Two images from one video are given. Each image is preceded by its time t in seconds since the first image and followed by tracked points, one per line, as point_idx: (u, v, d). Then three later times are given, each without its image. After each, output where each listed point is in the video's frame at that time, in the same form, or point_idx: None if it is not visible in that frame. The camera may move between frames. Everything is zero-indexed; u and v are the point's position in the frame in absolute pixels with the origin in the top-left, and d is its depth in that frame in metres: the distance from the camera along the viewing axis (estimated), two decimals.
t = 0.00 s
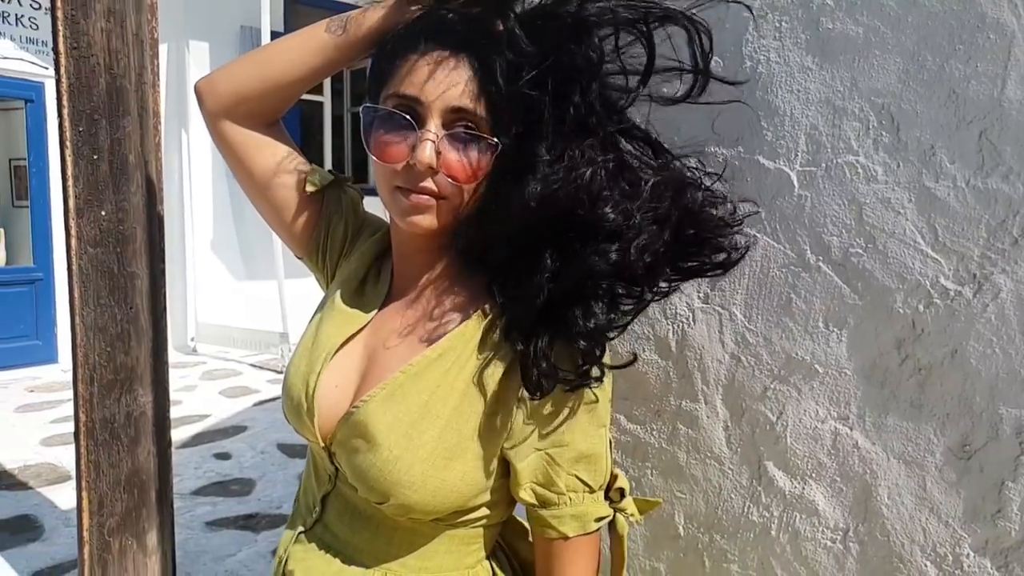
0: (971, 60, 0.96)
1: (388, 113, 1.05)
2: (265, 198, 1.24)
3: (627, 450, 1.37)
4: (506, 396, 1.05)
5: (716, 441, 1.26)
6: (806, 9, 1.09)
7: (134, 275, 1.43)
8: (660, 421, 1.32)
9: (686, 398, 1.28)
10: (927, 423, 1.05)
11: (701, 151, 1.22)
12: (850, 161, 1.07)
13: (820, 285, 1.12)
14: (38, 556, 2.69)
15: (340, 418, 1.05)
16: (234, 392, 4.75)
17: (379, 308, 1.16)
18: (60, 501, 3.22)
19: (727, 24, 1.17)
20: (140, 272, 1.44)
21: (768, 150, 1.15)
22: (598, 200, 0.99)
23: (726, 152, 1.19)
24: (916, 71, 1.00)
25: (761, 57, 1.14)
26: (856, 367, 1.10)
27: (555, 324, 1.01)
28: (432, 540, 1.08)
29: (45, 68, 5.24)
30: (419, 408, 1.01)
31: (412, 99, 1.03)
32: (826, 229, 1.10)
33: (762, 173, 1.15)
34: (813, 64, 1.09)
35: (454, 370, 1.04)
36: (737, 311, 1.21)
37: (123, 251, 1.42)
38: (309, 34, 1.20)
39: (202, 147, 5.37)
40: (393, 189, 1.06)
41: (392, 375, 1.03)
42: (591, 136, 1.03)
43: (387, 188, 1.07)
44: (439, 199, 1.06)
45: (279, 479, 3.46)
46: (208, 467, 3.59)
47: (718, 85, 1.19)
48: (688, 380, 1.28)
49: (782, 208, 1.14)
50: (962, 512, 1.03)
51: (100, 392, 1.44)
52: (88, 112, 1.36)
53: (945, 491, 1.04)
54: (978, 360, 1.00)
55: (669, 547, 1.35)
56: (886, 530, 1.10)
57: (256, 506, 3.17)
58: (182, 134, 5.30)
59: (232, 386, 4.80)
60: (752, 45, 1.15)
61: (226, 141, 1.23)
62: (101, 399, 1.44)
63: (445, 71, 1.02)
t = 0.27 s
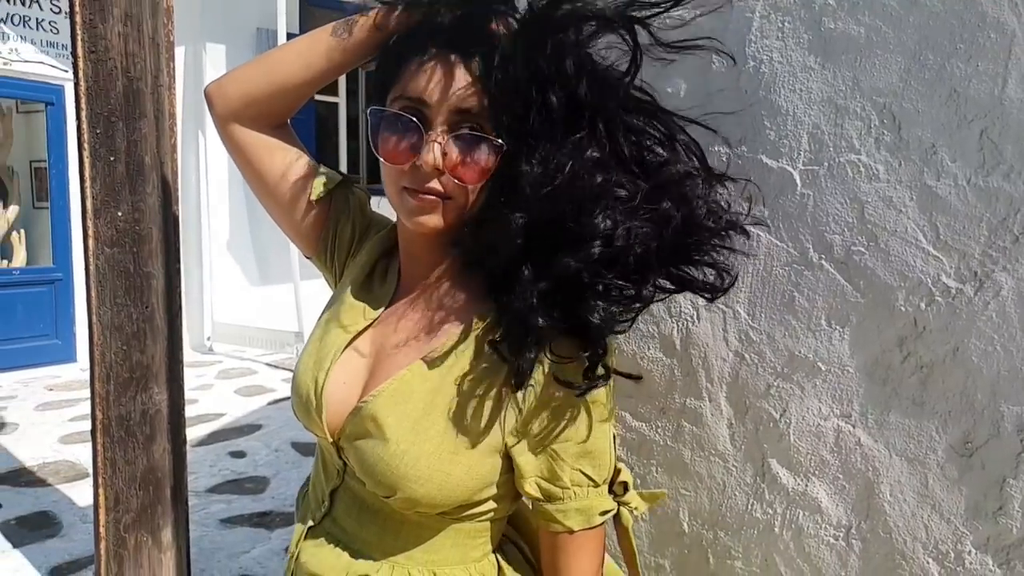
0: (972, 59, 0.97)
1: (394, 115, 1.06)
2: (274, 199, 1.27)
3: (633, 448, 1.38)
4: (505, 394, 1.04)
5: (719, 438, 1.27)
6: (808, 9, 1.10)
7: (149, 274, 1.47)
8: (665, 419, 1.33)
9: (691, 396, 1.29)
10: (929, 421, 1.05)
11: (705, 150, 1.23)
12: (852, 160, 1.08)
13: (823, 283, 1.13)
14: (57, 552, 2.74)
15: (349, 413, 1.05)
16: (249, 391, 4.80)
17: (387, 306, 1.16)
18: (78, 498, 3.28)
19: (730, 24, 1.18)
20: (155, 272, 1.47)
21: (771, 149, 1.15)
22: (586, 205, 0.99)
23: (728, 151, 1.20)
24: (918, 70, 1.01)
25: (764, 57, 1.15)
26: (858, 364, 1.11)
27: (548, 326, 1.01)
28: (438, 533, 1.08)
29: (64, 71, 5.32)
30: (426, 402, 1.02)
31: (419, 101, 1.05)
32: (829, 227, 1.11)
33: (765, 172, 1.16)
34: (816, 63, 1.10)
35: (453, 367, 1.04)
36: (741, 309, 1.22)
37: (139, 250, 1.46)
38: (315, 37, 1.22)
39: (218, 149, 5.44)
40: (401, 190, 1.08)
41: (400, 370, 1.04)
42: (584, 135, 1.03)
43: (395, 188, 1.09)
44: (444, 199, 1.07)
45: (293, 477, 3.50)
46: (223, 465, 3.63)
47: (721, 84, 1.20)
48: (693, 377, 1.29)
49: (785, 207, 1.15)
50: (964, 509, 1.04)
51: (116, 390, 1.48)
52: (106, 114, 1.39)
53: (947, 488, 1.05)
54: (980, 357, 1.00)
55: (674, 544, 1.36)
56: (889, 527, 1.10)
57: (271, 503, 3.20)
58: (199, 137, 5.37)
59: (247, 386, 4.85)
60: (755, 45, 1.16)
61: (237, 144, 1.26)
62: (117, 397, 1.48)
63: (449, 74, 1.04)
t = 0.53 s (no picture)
0: (966, 59, 0.98)
1: (395, 115, 1.07)
2: (276, 199, 1.29)
3: (633, 445, 1.39)
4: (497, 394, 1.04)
5: (718, 435, 1.28)
6: (805, 10, 1.11)
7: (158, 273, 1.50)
8: (664, 416, 1.35)
9: (690, 393, 1.30)
10: (923, 418, 1.06)
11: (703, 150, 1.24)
12: (848, 159, 1.09)
13: (820, 282, 1.14)
14: (68, 547, 2.78)
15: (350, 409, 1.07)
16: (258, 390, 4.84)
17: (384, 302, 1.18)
18: (89, 495, 3.32)
19: (728, 26, 1.19)
20: (164, 271, 1.50)
21: (768, 149, 1.17)
22: (564, 228, 1.01)
23: (727, 151, 1.21)
24: (912, 70, 1.02)
25: (761, 58, 1.16)
26: (854, 361, 1.12)
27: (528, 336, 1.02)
28: (438, 527, 1.09)
29: (77, 73, 5.37)
30: (425, 396, 1.03)
31: (419, 102, 1.06)
32: (825, 226, 1.12)
33: (763, 171, 1.18)
34: (812, 64, 1.11)
35: (451, 364, 1.05)
36: (739, 307, 1.23)
37: (148, 250, 1.49)
38: (317, 41, 1.24)
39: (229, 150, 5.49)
40: (401, 189, 1.09)
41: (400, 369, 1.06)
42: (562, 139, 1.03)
43: (396, 188, 1.10)
44: (445, 198, 1.08)
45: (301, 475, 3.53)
46: (233, 462, 3.67)
47: (719, 86, 1.21)
48: (691, 375, 1.30)
49: (782, 206, 1.16)
50: (959, 505, 1.05)
51: (127, 387, 1.51)
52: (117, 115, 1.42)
53: (942, 484, 1.06)
54: (974, 354, 1.01)
55: (673, 540, 1.37)
56: (884, 523, 1.11)
57: (279, 501, 3.23)
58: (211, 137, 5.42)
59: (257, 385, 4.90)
60: (753, 46, 1.17)
61: (241, 146, 1.28)
62: (127, 395, 1.51)
63: (448, 75, 1.06)
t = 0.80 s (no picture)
0: (955, 60, 0.99)
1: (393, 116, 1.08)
2: (276, 199, 1.31)
3: (631, 441, 1.41)
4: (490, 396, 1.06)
5: (714, 432, 1.29)
6: (798, 12, 1.13)
7: (165, 273, 1.51)
8: (661, 412, 1.36)
9: (686, 390, 1.32)
10: (915, 414, 1.08)
11: (699, 150, 1.25)
12: (841, 159, 1.10)
13: (813, 280, 1.15)
14: (77, 545, 2.81)
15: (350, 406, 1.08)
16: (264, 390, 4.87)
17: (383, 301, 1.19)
18: (97, 493, 3.35)
19: (723, 27, 1.21)
20: (172, 271, 1.52)
21: (762, 149, 1.18)
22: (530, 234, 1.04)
23: (722, 151, 1.23)
24: (903, 71, 1.03)
25: (755, 59, 1.18)
26: (847, 359, 1.13)
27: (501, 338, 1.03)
28: (438, 520, 1.11)
29: (86, 75, 5.43)
30: (423, 393, 1.05)
31: (417, 104, 1.07)
32: (818, 225, 1.14)
33: (757, 171, 1.19)
34: (805, 64, 1.12)
35: (448, 363, 1.06)
36: (734, 305, 1.24)
37: (155, 250, 1.51)
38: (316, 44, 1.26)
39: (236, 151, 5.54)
40: (399, 190, 1.10)
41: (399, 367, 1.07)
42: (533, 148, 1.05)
43: (394, 188, 1.11)
44: (443, 199, 1.09)
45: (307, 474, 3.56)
46: (239, 462, 3.70)
47: (714, 87, 1.23)
48: (688, 372, 1.32)
49: (776, 205, 1.18)
50: (950, 500, 1.06)
51: (134, 386, 1.54)
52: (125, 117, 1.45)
53: (933, 479, 1.07)
54: (965, 351, 1.02)
55: (670, 536, 1.38)
56: (877, 518, 1.13)
57: (285, 500, 3.26)
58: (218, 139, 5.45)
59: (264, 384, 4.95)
60: (747, 47, 1.18)
61: (241, 147, 1.31)
62: (134, 394, 1.54)
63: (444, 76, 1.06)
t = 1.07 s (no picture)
0: (941, 59, 1.01)
1: (390, 117, 1.11)
2: (276, 201, 1.33)
3: (628, 438, 1.42)
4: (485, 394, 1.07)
5: (709, 427, 1.31)
6: (787, 14, 1.15)
7: (171, 275, 1.55)
8: (657, 409, 1.38)
9: (682, 386, 1.34)
10: (906, 408, 1.09)
11: (693, 150, 1.27)
12: (831, 157, 1.12)
13: (805, 277, 1.17)
14: (85, 545, 2.85)
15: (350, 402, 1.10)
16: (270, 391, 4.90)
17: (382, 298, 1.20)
18: (105, 494, 3.39)
19: (714, 29, 1.23)
20: (177, 273, 1.55)
21: (754, 148, 1.20)
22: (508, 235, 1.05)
23: (715, 151, 1.24)
24: (890, 71, 1.05)
25: (747, 60, 1.20)
26: (839, 354, 1.15)
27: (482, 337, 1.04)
28: (437, 514, 1.13)
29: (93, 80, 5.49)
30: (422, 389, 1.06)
31: (413, 104, 1.09)
32: (810, 222, 1.15)
33: (749, 170, 1.21)
34: (795, 65, 1.15)
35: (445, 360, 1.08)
36: (728, 302, 1.26)
37: (161, 252, 1.54)
38: (314, 48, 1.29)
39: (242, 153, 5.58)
40: (397, 189, 1.12)
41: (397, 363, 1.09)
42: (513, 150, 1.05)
43: (391, 187, 1.13)
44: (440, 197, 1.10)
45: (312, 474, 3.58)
46: (245, 462, 3.73)
47: (707, 88, 1.24)
48: (683, 368, 1.33)
49: (768, 203, 1.20)
50: (940, 493, 1.06)
51: (139, 387, 1.56)
52: (131, 121, 1.48)
53: (924, 473, 1.08)
54: (953, 345, 1.04)
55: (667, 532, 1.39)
56: (870, 511, 1.13)
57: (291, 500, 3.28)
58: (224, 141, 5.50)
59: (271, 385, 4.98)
60: (738, 48, 1.20)
61: (241, 150, 1.33)
62: (140, 395, 1.56)
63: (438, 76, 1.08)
